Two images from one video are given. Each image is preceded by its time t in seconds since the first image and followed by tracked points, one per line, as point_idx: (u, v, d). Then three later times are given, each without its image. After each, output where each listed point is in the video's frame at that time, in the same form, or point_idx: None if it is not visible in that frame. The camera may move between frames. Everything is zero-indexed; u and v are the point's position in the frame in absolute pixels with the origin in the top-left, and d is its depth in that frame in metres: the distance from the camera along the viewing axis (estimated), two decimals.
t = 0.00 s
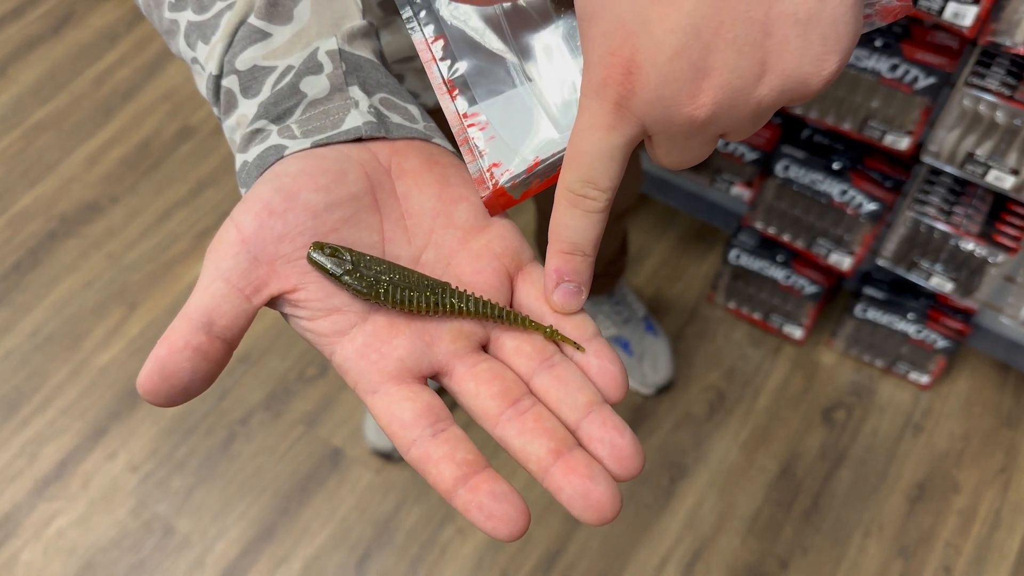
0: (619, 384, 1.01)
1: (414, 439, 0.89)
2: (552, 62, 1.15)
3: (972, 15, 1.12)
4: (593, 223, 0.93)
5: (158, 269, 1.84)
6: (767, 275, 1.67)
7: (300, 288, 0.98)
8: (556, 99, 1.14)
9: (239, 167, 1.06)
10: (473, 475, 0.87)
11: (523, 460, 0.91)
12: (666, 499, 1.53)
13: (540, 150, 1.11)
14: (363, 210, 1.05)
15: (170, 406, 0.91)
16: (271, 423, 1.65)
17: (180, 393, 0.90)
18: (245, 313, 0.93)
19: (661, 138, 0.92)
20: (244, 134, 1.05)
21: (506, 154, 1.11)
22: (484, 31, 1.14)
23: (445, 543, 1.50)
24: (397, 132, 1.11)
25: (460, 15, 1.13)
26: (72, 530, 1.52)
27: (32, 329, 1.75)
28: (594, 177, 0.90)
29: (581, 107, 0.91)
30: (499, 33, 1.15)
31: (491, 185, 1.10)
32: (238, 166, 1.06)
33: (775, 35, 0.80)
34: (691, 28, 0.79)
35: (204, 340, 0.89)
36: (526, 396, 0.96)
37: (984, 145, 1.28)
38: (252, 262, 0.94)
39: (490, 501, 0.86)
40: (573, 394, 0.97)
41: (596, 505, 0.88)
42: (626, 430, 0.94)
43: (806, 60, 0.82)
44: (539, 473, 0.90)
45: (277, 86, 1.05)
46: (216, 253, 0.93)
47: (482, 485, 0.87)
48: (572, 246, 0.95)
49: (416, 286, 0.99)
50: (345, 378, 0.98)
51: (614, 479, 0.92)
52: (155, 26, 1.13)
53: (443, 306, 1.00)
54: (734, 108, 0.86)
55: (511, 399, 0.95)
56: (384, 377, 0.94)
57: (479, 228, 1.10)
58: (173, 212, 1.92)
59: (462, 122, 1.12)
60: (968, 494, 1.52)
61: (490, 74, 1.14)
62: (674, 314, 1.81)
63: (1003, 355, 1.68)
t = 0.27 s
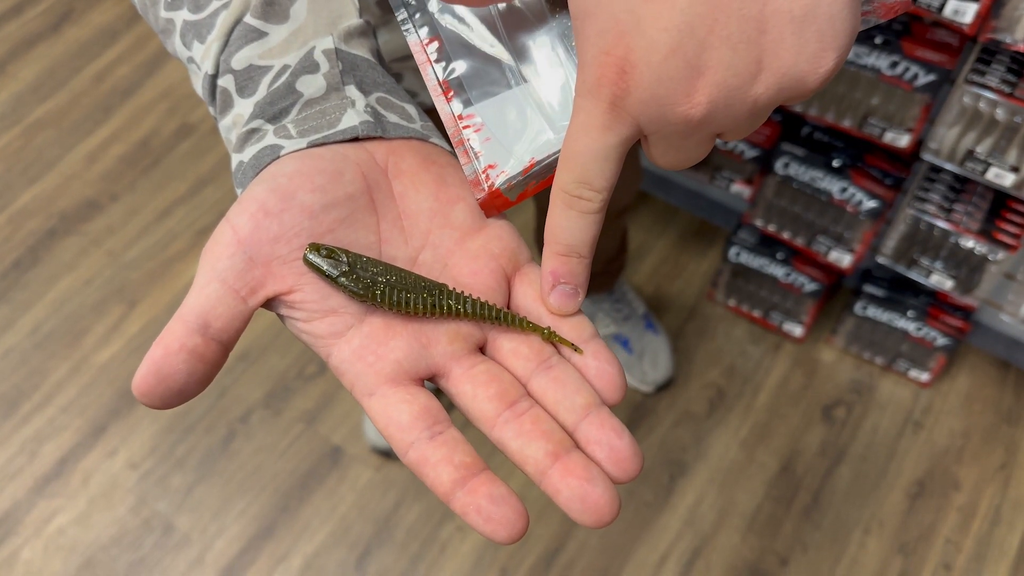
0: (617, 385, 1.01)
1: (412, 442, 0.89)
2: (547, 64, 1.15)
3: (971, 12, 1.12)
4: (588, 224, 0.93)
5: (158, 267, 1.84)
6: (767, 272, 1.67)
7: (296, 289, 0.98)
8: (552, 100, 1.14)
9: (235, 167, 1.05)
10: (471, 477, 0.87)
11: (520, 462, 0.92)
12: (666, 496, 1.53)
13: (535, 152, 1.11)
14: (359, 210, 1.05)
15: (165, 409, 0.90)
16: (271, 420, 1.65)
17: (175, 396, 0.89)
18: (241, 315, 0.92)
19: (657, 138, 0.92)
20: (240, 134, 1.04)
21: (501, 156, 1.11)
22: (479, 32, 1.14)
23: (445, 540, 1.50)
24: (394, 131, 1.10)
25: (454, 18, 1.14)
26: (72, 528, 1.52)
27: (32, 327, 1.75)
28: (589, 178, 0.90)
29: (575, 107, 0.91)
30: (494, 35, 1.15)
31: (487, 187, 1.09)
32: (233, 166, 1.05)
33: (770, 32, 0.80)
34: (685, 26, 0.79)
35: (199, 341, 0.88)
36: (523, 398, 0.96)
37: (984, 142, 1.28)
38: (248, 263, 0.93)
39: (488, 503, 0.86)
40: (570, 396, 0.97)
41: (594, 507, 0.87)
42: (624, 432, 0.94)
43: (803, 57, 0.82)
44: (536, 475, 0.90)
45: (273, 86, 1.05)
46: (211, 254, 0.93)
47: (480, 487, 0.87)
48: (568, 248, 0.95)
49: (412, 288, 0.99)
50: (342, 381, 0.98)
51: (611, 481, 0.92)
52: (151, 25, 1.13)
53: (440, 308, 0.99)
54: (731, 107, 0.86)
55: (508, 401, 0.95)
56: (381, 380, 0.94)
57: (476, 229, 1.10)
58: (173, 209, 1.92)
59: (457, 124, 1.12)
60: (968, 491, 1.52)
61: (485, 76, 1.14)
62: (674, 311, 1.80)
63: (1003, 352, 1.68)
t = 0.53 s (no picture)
0: (617, 383, 1.01)
1: (415, 440, 0.89)
2: (547, 57, 1.14)
3: (974, 7, 1.12)
4: (589, 219, 0.93)
5: (159, 264, 1.84)
6: (768, 269, 1.67)
7: (294, 286, 0.97)
8: (552, 94, 1.13)
9: (232, 163, 1.05)
10: (477, 473, 0.87)
11: (520, 462, 0.91)
12: (667, 493, 1.53)
13: (535, 147, 1.11)
14: (358, 206, 1.05)
15: (162, 407, 0.91)
16: (272, 417, 1.65)
17: (171, 394, 0.90)
18: (237, 312, 0.92)
19: (658, 132, 0.91)
20: (237, 129, 1.04)
21: (501, 151, 1.11)
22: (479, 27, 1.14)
23: (445, 537, 1.50)
24: (392, 127, 1.10)
25: (452, 11, 1.13)
26: (73, 525, 1.52)
27: (33, 324, 1.75)
28: (590, 173, 0.90)
29: (576, 102, 0.90)
30: (494, 28, 1.15)
31: (486, 182, 1.10)
32: (231, 162, 1.05)
33: (773, 24, 0.80)
34: (687, 18, 0.79)
35: (196, 339, 0.89)
36: (523, 396, 0.96)
37: (987, 138, 1.27)
38: (245, 260, 0.93)
39: (494, 500, 0.86)
40: (570, 394, 0.97)
41: (594, 507, 0.87)
42: (625, 431, 0.94)
43: (806, 50, 0.82)
44: (536, 475, 0.90)
45: (270, 81, 1.05)
46: (207, 251, 0.93)
47: (485, 484, 0.87)
48: (569, 244, 0.94)
49: (412, 285, 0.99)
50: (342, 379, 0.97)
51: (611, 480, 0.92)
52: (148, 21, 1.13)
53: (439, 305, 0.99)
54: (732, 101, 0.85)
55: (507, 399, 0.95)
56: (381, 378, 0.94)
57: (476, 225, 1.10)
58: (173, 206, 1.92)
59: (457, 119, 1.12)
60: (969, 488, 1.52)
61: (484, 70, 1.14)
62: (675, 308, 1.80)
63: (1004, 349, 1.67)
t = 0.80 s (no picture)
0: (622, 383, 1.01)
1: (426, 437, 0.89)
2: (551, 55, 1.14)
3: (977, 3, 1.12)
4: (595, 219, 0.93)
5: (160, 261, 1.83)
6: (770, 265, 1.67)
7: (299, 286, 0.97)
8: (556, 92, 1.13)
9: (235, 161, 1.04)
10: (490, 468, 0.87)
11: (525, 461, 0.91)
12: (669, 490, 1.53)
13: (540, 145, 1.10)
14: (362, 205, 1.05)
15: (166, 406, 0.91)
16: (273, 414, 1.65)
17: (176, 394, 0.90)
18: (242, 311, 0.92)
19: (664, 131, 0.91)
20: (241, 128, 1.04)
21: (505, 149, 1.10)
22: (482, 25, 1.14)
23: (447, 534, 1.50)
24: (397, 126, 1.09)
25: (456, 10, 1.13)
26: (75, 522, 1.53)
27: (34, 321, 1.75)
28: (596, 171, 0.89)
29: (581, 101, 0.90)
30: (498, 27, 1.14)
31: (491, 181, 1.09)
32: (234, 161, 1.04)
33: (778, 24, 0.80)
34: (692, 18, 0.79)
35: (200, 339, 0.88)
36: (528, 396, 0.96)
37: (989, 134, 1.27)
38: (249, 259, 0.93)
39: (507, 493, 0.86)
40: (576, 394, 0.96)
41: (599, 507, 0.87)
42: (629, 431, 0.94)
43: (812, 49, 0.82)
44: (541, 475, 0.90)
45: (274, 79, 1.04)
46: (212, 250, 0.93)
47: (500, 477, 0.87)
48: (574, 244, 0.94)
49: (417, 284, 0.99)
50: (347, 379, 0.97)
51: (616, 480, 0.92)
52: (151, 19, 1.13)
53: (445, 304, 0.99)
54: (738, 100, 0.85)
55: (512, 399, 0.95)
56: (388, 377, 0.93)
57: (480, 224, 1.09)
58: (174, 204, 1.92)
59: (461, 117, 1.12)
60: (970, 485, 1.52)
61: (488, 68, 1.13)
62: (676, 305, 1.80)
63: (1006, 346, 1.67)
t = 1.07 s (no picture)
0: (626, 385, 1.00)
1: (432, 438, 0.89)
2: (555, 54, 1.13)
3: None
4: (600, 218, 0.93)
5: (161, 258, 1.83)
6: (771, 263, 1.67)
7: (303, 286, 0.97)
8: (560, 91, 1.12)
9: (238, 161, 1.05)
10: (497, 468, 0.87)
11: (530, 461, 0.91)
12: (670, 486, 1.53)
13: (543, 146, 1.10)
14: (366, 205, 1.05)
15: (170, 407, 0.91)
16: (275, 412, 1.65)
17: (180, 395, 0.90)
18: (246, 312, 0.92)
19: (669, 131, 0.91)
20: (244, 127, 1.04)
21: (509, 150, 1.10)
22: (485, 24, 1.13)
23: (449, 531, 1.50)
24: (400, 126, 1.09)
25: (459, 9, 1.13)
26: (76, 519, 1.53)
27: (35, 319, 1.75)
28: (600, 172, 0.89)
29: (586, 100, 0.90)
30: (501, 26, 1.14)
31: (494, 182, 1.09)
32: (237, 160, 1.05)
33: (783, 24, 0.79)
34: (697, 18, 0.79)
35: (205, 340, 0.88)
36: (533, 397, 0.95)
37: (992, 131, 1.27)
38: (253, 259, 0.93)
39: (516, 493, 0.86)
40: (580, 395, 0.96)
41: (604, 509, 0.87)
42: (634, 434, 0.94)
43: (817, 48, 0.81)
44: (545, 475, 0.90)
45: (277, 78, 1.05)
46: (215, 250, 0.92)
47: (507, 478, 0.87)
48: (578, 244, 0.94)
49: (422, 285, 0.99)
50: (352, 380, 0.97)
51: (621, 482, 0.92)
52: (153, 17, 1.13)
53: (450, 305, 0.99)
54: (743, 99, 0.85)
55: (517, 400, 0.95)
56: (393, 378, 0.93)
57: (485, 225, 1.09)
58: (175, 201, 1.92)
59: (464, 117, 1.11)
60: (972, 481, 1.52)
61: (492, 68, 1.13)
62: (678, 302, 1.80)
63: (1008, 343, 1.67)
